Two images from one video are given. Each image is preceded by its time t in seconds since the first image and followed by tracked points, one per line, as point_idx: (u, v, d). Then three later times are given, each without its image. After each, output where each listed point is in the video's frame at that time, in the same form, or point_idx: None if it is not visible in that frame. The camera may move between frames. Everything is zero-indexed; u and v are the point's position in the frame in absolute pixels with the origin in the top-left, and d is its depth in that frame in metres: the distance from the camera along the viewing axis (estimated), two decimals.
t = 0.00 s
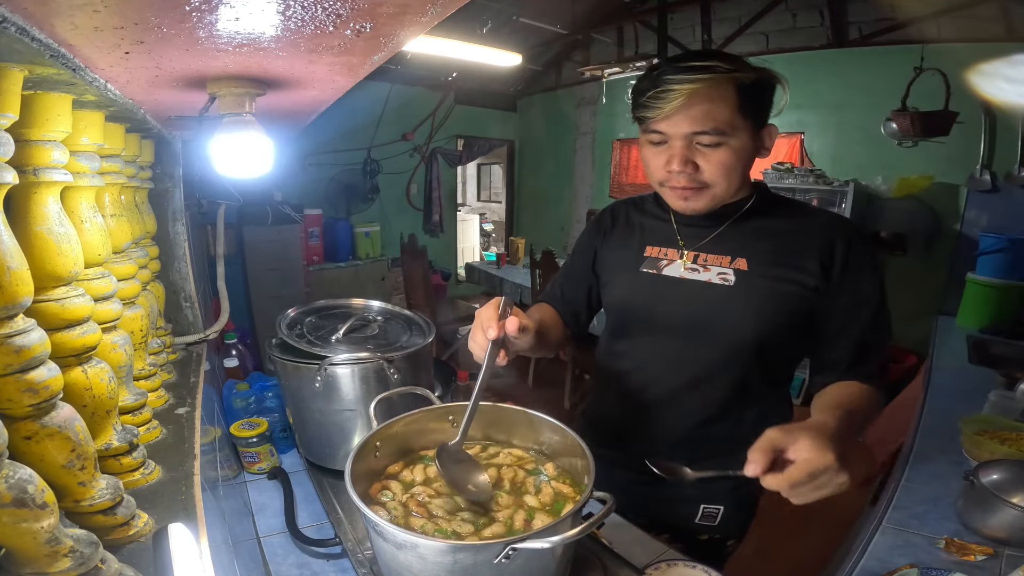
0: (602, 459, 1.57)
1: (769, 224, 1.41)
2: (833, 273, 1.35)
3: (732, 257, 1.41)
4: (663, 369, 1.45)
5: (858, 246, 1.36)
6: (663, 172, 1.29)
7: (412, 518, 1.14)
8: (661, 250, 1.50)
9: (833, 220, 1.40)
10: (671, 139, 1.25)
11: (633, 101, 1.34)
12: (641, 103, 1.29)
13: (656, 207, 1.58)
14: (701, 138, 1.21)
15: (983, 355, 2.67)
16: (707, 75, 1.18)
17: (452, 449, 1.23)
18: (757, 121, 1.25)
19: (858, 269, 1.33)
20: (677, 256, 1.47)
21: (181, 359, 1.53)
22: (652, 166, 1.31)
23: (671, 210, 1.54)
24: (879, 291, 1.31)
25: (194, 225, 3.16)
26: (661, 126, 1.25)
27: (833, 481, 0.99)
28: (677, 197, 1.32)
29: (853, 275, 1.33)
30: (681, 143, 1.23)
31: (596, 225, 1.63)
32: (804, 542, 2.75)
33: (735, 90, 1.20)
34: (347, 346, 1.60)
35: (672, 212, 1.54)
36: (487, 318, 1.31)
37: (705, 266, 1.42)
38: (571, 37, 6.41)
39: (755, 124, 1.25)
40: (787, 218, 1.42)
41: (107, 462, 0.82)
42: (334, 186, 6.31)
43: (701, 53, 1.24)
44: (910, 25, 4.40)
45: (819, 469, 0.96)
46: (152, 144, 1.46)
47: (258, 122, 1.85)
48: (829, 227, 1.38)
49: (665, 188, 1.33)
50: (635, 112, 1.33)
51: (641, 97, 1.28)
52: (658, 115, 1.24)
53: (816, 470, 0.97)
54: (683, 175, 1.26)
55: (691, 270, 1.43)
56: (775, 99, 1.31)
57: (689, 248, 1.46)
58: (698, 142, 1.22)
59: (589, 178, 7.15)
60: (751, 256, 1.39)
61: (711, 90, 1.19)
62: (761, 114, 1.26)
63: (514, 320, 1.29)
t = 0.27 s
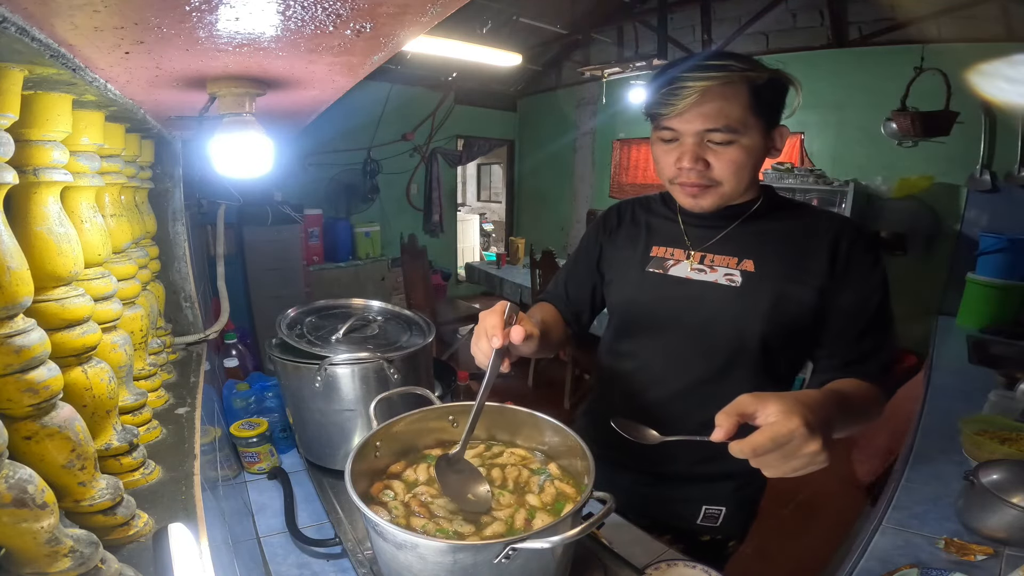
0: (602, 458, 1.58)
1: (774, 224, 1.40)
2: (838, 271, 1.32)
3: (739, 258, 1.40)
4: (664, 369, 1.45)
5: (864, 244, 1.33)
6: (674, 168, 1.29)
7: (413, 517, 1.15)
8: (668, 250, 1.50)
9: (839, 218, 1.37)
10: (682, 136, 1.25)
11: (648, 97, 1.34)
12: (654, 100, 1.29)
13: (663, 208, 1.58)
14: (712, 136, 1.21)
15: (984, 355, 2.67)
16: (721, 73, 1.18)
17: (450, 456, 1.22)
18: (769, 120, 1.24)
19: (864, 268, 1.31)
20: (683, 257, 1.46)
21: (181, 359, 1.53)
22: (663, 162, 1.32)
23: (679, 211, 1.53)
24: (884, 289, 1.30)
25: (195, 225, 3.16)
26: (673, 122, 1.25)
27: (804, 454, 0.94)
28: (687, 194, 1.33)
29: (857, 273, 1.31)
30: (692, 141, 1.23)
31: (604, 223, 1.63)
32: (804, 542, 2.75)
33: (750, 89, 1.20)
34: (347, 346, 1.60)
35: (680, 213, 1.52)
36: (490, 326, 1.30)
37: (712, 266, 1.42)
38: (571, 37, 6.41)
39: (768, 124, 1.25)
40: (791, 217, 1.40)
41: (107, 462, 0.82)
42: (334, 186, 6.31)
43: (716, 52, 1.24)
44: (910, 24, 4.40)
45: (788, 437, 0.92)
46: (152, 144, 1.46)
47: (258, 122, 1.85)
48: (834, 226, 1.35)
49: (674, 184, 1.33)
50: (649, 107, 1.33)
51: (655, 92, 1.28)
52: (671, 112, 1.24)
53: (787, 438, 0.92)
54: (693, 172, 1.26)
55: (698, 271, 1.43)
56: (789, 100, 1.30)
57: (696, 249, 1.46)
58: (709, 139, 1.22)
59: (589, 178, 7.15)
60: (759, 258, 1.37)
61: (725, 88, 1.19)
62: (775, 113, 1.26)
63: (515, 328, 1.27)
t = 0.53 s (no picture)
0: (602, 458, 1.58)
1: (777, 225, 1.39)
2: (841, 271, 1.32)
3: (741, 260, 1.40)
4: (665, 369, 1.45)
5: (866, 245, 1.33)
6: (676, 168, 1.29)
7: (413, 515, 1.15)
8: (671, 252, 1.49)
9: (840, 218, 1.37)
10: (684, 136, 1.25)
11: (650, 97, 1.34)
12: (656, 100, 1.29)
13: (666, 209, 1.58)
14: (715, 136, 1.21)
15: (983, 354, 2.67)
16: (723, 73, 1.18)
17: (450, 457, 1.22)
18: (773, 120, 1.24)
19: (866, 269, 1.31)
20: (686, 258, 1.46)
21: (181, 359, 1.53)
22: (666, 162, 1.32)
23: (683, 213, 1.53)
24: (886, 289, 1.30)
25: (195, 225, 3.16)
26: (675, 122, 1.25)
27: (798, 453, 0.94)
28: (688, 194, 1.33)
29: (860, 273, 1.31)
30: (694, 140, 1.23)
31: (606, 221, 1.62)
32: (804, 542, 2.74)
33: (752, 89, 1.20)
34: (347, 346, 1.60)
35: (684, 215, 1.53)
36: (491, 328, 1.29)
37: (715, 268, 1.42)
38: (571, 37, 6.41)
39: (771, 124, 1.24)
40: (793, 218, 1.39)
41: (107, 462, 0.82)
42: (334, 186, 6.31)
43: (720, 51, 1.23)
44: (910, 24, 4.40)
45: (782, 436, 0.92)
46: (152, 144, 1.46)
47: (258, 122, 1.85)
48: (836, 227, 1.35)
49: (676, 184, 1.33)
50: (651, 108, 1.33)
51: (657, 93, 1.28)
52: (673, 112, 1.24)
53: (781, 437, 0.92)
54: (694, 172, 1.26)
55: (701, 272, 1.43)
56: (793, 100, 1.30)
57: (699, 250, 1.46)
58: (710, 139, 1.22)
59: (589, 178, 7.15)
60: (762, 259, 1.38)
61: (727, 88, 1.19)
62: (778, 113, 1.25)
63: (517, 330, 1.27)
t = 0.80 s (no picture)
0: (603, 459, 1.58)
1: (778, 226, 1.39)
2: (843, 272, 1.32)
3: (742, 260, 1.40)
4: (666, 369, 1.45)
5: (866, 245, 1.33)
6: (678, 168, 1.29)
7: (414, 514, 1.15)
8: (671, 252, 1.49)
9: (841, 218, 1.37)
10: (687, 136, 1.25)
11: (653, 97, 1.34)
12: (660, 100, 1.29)
13: (667, 209, 1.57)
14: (718, 136, 1.21)
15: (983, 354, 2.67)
16: (727, 73, 1.18)
17: (449, 456, 1.22)
18: (777, 121, 1.24)
19: (867, 269, 1.31)
20: (687, 259, 1.46)
21: (181, 359, 1.53)
22: (668, 162, 1.31)
23: (684, 213, 1.53)
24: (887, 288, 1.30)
25: (195, 225, 3.16)
26: (678, 122, 1.25)
27: (794, 455, 0.95)
28: (690, 194, 1.33)
29: (862, 273, 1.31)
30: (697, 141, 1.23)
31: (608, 222, 1.62)
32: (804, 542, 2.74)
33: (756, 90, 1.20)
34: (347, 346, 1.60)
35: (685, 216, 1.53)
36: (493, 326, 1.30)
37: (715, 269, 1.41)
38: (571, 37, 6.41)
39: (775, 125, 1.24)
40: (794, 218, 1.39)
41: (107, 462, 0.82)
42: (334, 187, 6.31)
43: (724, 51, 1.23)
44: (910, 24, 4.40)
45: (779, 438, 0.92)
46: (152, 144, 1.46)
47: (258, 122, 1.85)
48: (837, 227, 1.35)
49: (678, 184, 1.33)
50: (654, 108, 1.33)
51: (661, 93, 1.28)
52: (676, 112, 1.24)
53: (778, 441, 0.92)
54: (697, 172, 1.26)
55: (702, 273, 1.43)
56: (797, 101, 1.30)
57: (700, 251, 1.46)
58: (714, 140, 1.22)
59: (589, 178, 7.15)
60: (763, 260, 1.37)
61: (731, 88, 1.19)
62: (782, 114, 1.25)
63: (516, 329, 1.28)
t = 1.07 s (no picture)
0: (603, 459, 1.58)
1: (778, 226, 1.39)
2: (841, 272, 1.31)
3: (742, 260, 1.40)
4: (666, 369, 1.45)
5: (867, 244, 1.32)
6: (679, 168, 1.29)
7: (414, 513, 1.15)
8: (671, 252, 1.49)
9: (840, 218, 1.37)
10: (688, 136, 1.25)
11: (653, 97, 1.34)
12: (660, 101, 1.29)
13: (668, 210, 1.57)
14: (718, 136, 1.21)
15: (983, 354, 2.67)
16: (728, 73, 1.18)
17: (450, 456, 1.22)
18: (777, 121, 1.24)
19: (867, 270, 1.30)
20: (687, 259, 1.46)
21: (181, 359, 1.53)
22: (669, 162, 1.31)
23: (683, 214, 1.53)
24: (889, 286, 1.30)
25: (195, 225, 3.16)
26: (679, 122, 1.25)
27: (781, 451, 0.92)
28: (690, 194, 1.33)
29: (863, 272, 1.30)
30: (698, 141, 1.23)
31: (608, 222, 1.62)
32: (804, 543, 2.74)
33: (757, 90, 1.19)
34: (347, 346, 1.60)
35: (685, 216, 1.53)
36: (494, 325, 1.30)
37: (715, 269, 1.42)
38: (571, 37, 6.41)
39: (775, 125, 1.24)
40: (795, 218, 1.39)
41: (107, 462, 0.82)
42: (334, 187, 6.31)
43: (725, 51, 1.23)
44: (910, 24, 4.40)
45: (764, 433, 0.91)
46: (152, 144, 1.46)
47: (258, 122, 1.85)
48: (837, 226, 1.35)
49: (679, 184, 1.33)
50: (654, 108, 1.33)
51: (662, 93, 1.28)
52: (677, 111, 1.24)
53: (763, 435, 0.91)
54: (697, 172, 1.26)
55: (701, 273, 1.43)
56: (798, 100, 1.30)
57: (699, 251, 1.46)
58: (714, 139, 1.22)
59: (589, 178, 7.16)
60: (762, 260, 1.38)
61: (730, 89, 1.19)
62: (783, 113, 1.25)
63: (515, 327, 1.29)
